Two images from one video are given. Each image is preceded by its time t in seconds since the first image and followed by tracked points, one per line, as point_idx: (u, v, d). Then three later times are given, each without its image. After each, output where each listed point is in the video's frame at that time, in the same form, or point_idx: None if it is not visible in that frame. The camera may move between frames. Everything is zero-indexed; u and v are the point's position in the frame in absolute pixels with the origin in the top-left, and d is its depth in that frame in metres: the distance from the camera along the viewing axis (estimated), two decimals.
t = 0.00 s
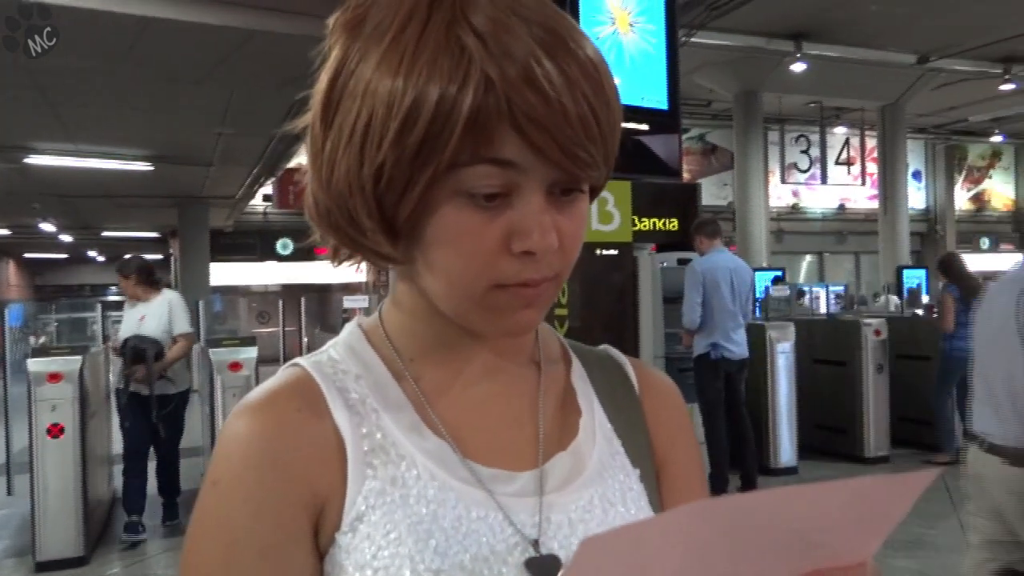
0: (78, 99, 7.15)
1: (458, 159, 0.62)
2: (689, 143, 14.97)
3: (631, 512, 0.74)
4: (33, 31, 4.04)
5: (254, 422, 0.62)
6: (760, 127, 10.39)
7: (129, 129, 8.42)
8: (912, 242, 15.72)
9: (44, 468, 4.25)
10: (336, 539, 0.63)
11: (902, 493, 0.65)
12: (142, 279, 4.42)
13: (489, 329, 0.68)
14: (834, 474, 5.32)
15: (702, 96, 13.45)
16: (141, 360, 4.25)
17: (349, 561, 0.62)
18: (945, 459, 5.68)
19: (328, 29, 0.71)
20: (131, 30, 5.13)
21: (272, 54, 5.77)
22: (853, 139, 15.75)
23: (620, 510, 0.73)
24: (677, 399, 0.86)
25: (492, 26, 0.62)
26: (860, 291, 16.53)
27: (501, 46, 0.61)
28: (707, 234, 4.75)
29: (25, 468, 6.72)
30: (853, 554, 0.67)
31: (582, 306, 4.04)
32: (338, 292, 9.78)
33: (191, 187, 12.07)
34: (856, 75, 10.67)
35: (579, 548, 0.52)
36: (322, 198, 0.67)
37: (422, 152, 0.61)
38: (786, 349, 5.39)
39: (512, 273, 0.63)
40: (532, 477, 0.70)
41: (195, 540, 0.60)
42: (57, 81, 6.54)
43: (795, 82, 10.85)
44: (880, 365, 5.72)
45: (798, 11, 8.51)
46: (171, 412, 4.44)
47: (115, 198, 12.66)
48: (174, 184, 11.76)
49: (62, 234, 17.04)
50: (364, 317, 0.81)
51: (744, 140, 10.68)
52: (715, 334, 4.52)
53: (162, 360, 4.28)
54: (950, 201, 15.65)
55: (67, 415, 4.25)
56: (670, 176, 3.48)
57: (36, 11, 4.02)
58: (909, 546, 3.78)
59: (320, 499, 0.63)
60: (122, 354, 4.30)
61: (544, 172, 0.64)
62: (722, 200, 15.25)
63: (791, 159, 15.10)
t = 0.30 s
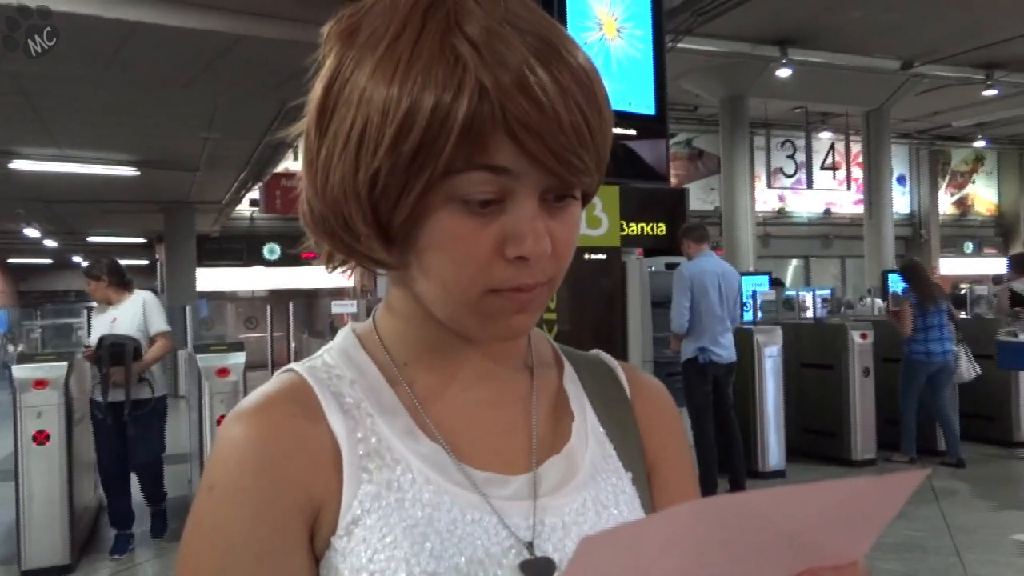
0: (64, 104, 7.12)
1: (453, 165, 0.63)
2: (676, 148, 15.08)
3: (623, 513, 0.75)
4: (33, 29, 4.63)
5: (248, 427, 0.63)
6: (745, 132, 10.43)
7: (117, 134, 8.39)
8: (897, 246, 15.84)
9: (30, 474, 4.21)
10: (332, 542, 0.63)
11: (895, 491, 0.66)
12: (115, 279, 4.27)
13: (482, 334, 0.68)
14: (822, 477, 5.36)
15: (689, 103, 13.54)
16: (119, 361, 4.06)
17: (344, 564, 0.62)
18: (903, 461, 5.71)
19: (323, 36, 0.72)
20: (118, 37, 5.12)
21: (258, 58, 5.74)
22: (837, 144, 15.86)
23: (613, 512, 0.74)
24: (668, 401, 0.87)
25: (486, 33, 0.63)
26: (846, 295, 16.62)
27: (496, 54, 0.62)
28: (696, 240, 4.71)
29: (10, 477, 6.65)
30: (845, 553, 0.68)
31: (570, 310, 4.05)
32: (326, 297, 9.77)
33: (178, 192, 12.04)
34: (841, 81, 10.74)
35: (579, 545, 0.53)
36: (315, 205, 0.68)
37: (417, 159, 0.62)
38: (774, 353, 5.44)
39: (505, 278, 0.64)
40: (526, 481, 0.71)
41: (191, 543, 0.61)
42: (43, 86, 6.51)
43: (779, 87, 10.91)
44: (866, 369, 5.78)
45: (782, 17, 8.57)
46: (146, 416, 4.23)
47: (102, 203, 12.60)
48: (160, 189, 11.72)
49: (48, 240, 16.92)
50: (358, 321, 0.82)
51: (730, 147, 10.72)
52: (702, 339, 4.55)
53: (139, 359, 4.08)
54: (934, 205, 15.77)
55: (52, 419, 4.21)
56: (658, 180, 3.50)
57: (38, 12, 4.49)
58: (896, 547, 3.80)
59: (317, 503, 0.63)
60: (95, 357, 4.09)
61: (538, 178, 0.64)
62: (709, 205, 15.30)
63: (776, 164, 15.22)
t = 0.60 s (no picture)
0: (56, 104, 7.07)
1: (451, 168, 0.63)
2: (670, 149, 15.02)
3: (621, 516, 0.75)
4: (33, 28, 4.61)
5: (246, 431, 0.63)
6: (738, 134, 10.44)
7: (109, 135, 8.35)
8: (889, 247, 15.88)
9: (22, 477, 4.18)
10: (333, 545, 0.63)
11: (893, 491, 0.67)
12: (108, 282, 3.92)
13: (480, 336, 0.68)
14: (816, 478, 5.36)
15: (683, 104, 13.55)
16: (110, 372, 3.71)
17: (345, 567, 0.62)
18: (896, 462, 5.73)
19: (320, 40, 0.72)
20: (111, 37, 5.10)
21: (250, 59, 5.71)
22: (830, 145, 15.90)
23: (611, 514, 0.74)
24: (666, 403, 0.87)
25: (485, 36, 0.63)
26: (839, 296, 16.66)
27: (494, 56, 0.62)
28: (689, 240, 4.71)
29: None
30: (844, 553, 0.69)
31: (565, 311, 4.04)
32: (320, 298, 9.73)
33: (171, 193, 11.99)
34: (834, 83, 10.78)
35: (580, 546, 0.54)
36: (314, 206, 0.68)
37: (416, 161, 0.62)
38: (768, 354, 5.43)
39: (504, 280, 0.64)
40: (524, 483, 0.71)
41: (191, 546, 0.61)
42: (35, 86, 6.47)
43: (772, 89, 10.93)
44: (861, 371, 5.74)
45: (775, 19, 8.58)
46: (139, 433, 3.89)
47: (94, 204, 12.54)
48: (153, 190, 11.66)
49: (40, 241, 16.83)
50: (355, 325, 0.81)
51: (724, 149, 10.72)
52: (696, 340, 4.56)
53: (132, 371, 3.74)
54: (927, 206, 15.82)
55: (44, 422, 4.19)
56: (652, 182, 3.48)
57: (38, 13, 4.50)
58: (891, 547, 3.82)
59: (317, 505, 0.63)
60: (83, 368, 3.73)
61: (536, 180, 0.65)
62: (703, 206, 15.31)
63: (769, 165, 15.26)
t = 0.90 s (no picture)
0: (52, 104, 7.04)
1: (457, 165, 0.62)
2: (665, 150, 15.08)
3: (623, 518, 0.74)
4: (33, 30, 4.49)
5: (247, 430, 0.62)
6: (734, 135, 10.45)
7: (105, 135, 8.32)
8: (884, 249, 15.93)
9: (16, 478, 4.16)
10: (335, 547, 0.63)
11: (903, 492, 0.67)
12: (108, 276, 3.75)
13: (481, 337, 0.68)
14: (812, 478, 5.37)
15: (679, 105, 13.56)
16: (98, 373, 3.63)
17: (347, 569, 0.61)
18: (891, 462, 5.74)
19: (326, 34, 0.71)
20: (107, 37, 5.07)
21: (247, 59, 5.70)
22: (825, 147, 15.94)
23: (614, 517, 0.73)
24: (669, 404, 0.86)
25: (493, 33, 0.63)
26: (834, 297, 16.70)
27: (503, 54, 0.61)
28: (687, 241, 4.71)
29: None
30: (856, 553, 0.68)
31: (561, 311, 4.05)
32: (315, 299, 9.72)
33: (166, 193, 11.95)
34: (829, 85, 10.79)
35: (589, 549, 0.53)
36: (314, 201, 0.67)
37: (421, 158, 0.61)
38: (764, 354, 5.44)
39: (505, 279, 0.63)
40: (526, 485, 0.71)
41: (189, 547, 0.60)
42: (31, 85, 6.44)
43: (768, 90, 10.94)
44: (857, 372, 5.75)
45: (771, 20, 8.60)
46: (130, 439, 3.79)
47: (90, 204, 12.50)
48: (149, 190, 11.63)
49: (34, 241, 16.78)
50: (355, 324, 0.81)
51: (720, 149, 10.73)
52: (693, 340, 4.56)
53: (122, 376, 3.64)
54: (921, 207, 15.87)
55: (39, 420, 4.17)
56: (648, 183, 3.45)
57: (38, 13, 4.41)
58: (887, 548, 3.83)
59: (320, 506, 0.63)
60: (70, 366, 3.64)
61: (542, 179, 0.64)
62: (699, 207, 15.33)
63: (765, 166, 15.28)
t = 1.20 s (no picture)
0: (52, 105, 7.04)
1: (467, 168, 0.62)
2: (665, 150, 15.08)
3: (631, 522, 0.74)
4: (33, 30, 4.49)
5: (255, 433, 0.62)
6: (733, 136, 10.44)
7: (106, 136, 8.31)
8: (884, 248, 15.95)
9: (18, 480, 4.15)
10: (342, 550, 0.63)
11: (912, 494, 0.67)
12: (82, 283, 3.51)
13: (490, 339, 0.68)
14: (813, 479, 5.37)
15: (679, 106, 13.56)
16: (78, 390, 3.41)
17: (355, 572, 0.62)
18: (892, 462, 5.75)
19: (337, 35, 0.71)
20: (107, 38, 5.08)
21: (246, 60, 5.70)
22: (825, 147, 15.95)
23: (620, 520, 0.73)
24: (675, 407, 0.87)
25: (505, 35, 0.63)
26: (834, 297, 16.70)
27: (515, 57, 0.62)
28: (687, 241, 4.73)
29: None
30: (864, 555, 0.68)
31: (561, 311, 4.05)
32: (315, 300, 9.70)
33: (166, 194, 11.94)
34: (829, 85, 10.79)
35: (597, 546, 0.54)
36: (323, 201, 0.67)
37: (432, 160, 0.61)
38: (764, 355, 5.45)
39: (514, 282, 0.63)
40: (532, 488, 0.71)
41: (196, 547, 0.60)
42: (31, 86, 6.43)
43: (768, 90, 10.94)
44: (857, 371, 5.77)
45: (770, 20, 8.60)
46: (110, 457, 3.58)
47: (90, 205, 12.48)
48: (149, 191, 11.62)
49: (34, 242, 16.76)
50: (362, 326, 0.81)
51: (719, 149, 10.73)
52: (693, 341, 4.56)
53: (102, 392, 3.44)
54: (921, 207, 15.90)
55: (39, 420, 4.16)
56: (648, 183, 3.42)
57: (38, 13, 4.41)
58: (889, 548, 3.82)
59: (327, 509, 0.63)
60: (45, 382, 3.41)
61: (552, 181, 0.64)
62: (698, 207, 15.35)
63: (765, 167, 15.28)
